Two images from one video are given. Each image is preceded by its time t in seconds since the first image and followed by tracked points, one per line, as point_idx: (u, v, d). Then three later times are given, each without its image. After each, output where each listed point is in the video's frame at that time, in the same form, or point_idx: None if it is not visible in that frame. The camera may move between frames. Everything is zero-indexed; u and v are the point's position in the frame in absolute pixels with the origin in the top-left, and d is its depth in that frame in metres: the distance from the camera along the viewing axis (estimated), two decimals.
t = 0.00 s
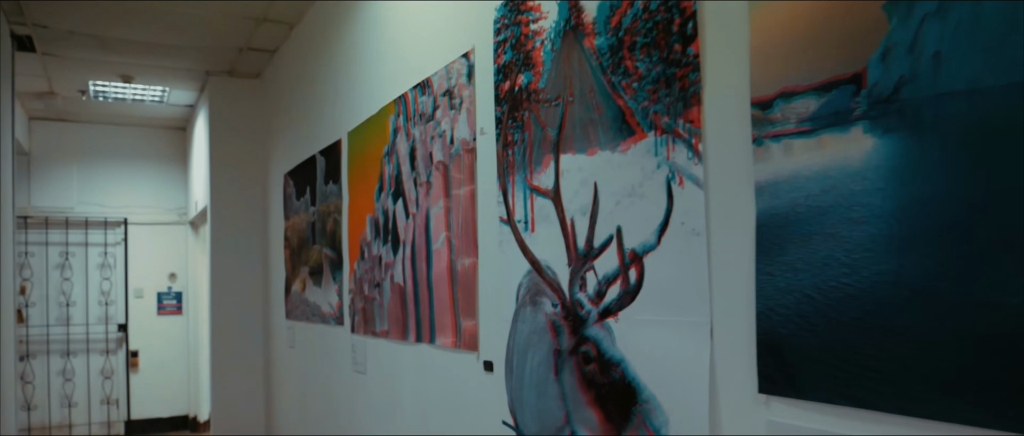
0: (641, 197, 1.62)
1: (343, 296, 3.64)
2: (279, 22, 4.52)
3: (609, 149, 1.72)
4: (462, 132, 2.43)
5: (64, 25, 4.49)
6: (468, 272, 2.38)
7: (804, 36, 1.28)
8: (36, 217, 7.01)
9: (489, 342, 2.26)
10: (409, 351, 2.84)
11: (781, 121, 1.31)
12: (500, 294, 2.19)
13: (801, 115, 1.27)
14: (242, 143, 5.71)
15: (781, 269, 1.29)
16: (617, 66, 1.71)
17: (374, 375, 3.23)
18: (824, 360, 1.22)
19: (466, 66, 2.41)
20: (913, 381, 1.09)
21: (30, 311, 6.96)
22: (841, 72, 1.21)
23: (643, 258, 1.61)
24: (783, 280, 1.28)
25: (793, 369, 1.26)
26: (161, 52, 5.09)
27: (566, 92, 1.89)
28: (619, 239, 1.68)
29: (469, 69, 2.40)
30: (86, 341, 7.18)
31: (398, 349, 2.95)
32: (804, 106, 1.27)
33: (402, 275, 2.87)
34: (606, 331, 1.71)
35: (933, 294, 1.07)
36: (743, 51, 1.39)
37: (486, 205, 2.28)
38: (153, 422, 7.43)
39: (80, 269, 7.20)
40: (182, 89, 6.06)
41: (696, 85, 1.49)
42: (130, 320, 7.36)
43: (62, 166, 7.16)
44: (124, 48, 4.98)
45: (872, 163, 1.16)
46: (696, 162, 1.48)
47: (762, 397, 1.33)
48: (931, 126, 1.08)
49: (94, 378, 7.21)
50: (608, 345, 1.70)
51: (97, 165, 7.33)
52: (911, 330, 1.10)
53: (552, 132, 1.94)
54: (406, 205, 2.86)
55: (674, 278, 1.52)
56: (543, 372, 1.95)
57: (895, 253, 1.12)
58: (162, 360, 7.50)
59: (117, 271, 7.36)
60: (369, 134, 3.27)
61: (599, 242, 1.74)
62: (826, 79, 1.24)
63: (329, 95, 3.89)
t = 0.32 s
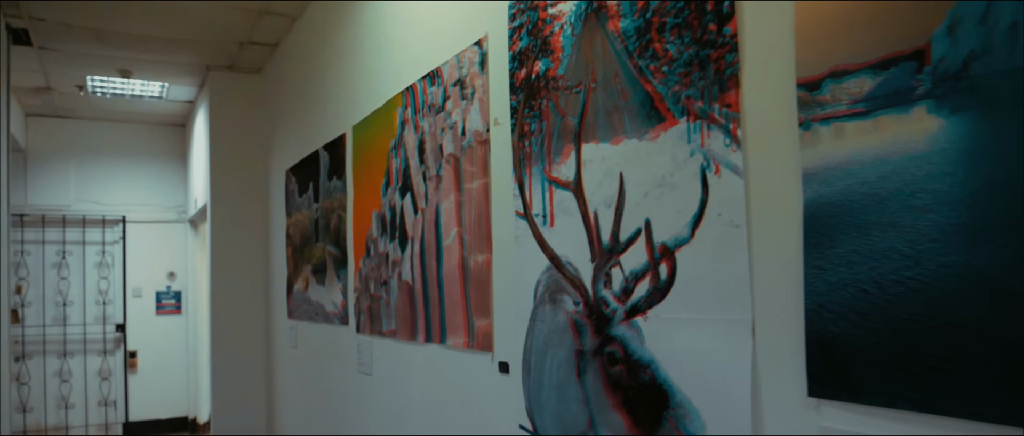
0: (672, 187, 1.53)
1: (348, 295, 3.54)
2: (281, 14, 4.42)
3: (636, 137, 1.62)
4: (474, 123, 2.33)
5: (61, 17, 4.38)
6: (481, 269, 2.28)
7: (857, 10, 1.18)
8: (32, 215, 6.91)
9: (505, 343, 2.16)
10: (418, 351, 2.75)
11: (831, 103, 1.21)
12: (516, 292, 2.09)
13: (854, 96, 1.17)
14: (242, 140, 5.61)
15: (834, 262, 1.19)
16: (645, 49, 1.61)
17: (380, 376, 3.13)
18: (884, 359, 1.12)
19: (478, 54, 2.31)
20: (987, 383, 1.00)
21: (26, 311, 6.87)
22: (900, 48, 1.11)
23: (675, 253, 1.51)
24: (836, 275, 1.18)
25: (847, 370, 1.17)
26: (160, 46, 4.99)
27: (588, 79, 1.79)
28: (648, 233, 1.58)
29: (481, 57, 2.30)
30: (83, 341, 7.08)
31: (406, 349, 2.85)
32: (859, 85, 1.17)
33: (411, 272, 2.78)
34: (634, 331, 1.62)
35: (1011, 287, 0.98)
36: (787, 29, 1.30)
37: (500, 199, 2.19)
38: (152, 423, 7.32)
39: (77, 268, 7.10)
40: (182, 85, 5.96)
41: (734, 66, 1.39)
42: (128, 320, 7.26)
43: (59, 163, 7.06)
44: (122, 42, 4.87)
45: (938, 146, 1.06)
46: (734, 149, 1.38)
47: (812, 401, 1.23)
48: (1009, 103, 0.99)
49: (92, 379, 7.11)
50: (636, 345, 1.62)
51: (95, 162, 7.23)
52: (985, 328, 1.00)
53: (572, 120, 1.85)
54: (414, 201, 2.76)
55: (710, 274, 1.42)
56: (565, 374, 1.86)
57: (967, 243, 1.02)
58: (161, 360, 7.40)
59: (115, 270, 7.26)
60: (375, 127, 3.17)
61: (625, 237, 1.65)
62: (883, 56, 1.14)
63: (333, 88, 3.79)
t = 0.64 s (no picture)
0: (706, 183, 1.43)
1: (351, 298, 3.43)
2: (281, 10, 4.32)
3: (667, 130, 1.52)
4: (486, 118, 2.23)
5: (56, 14, 4.28)
6: (494, 271, 2.18)
7: None
8: (28, 216, 6.81)
9: (521, 348, 2.06)
10: (426, 356, 2.65)
11: (889, 89, 1.11)
12: (533, 295, 1.99)
13: (916, 81, 1.07)
14: (241, 140, 5.50)
15: (895, 263, 1.09)
16: (675, 36, 1.51)
17: (386, 381, 3.03)
18: (953, 369, 1.03)
19: (490, 46, 2.20)
20: None
21: (20, 314, 6.78)
22: (971, 27, 1.01)
23: (710, 253, 1.42)
24: (897, 276, 1.09)
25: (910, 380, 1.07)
26: (157, 43, 4.88)
27: (611, 69, 1.69)
28: (679, 232, 1.49)
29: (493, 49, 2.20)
30: (78, 345, 6.98)
31: (414, 354, 2.75)
32: (921, 69, 1.07)
33: (418, 274, 2.68)
34: (666, 336, 1.53)
35: None
36: (838, 10, 1.19)
37: (514, 197, 2.08)
38: (149, 428, 7.20)
39: (72, 270, 6.99)
40: (180, 83, 5.85)
41: (777, 52, 1.29)
42: (125, 323, 7.14)
43: (55, 163, 6.94)
44: (118, 40, 4.77)
45: (1017, 134, 0.96)
46: (778, 140, 1.28)
47: (871, 414, 1.14)
48: None
49: (87, 383, 7.00)
50: (667, 352, 1.53)
51: (90, 163, 7.10)
52: None
53: (594, 113, 1.74)
54: (421, 200, 2.66)
55: (752, 276, 1.33)
56: (588, 382, 1.76)
57: None
58: (158, 364, 7.28)
59: (112, 272, 7.15)
60: (380, 124, 3.06)
61: (654, 236, 1.55)
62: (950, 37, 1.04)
63: (336, 86, 3.69)
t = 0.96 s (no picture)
0: (750, 182, 1.33)
1: (356, 303, 3.32)
2: (282, 8, 4.22)
3: (705, 126, 1.43)
4: (501, 116, 2.13)
5: (52, 13, 4.16)
6: (511, 276, 2.08)
7: None
8: (24, 220, 6.57)
9: (538, 357, 1.96)
10: (436, 364, 2.54)
11: (964, 77, 1.01)
12: (554, 301, 1.89)
13: (995, 68, 0.98)
14: (241, 141, 5.40)
15: (972, 269, 1.00)
16: (712, 25, 1.41)
17: (393, 390, 2.92)
18: None
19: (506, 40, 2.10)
20: None
21: (17, 319, 6.63)
22: None
23: (753, 257, 1.32)
24: (974, 284, 1.00)
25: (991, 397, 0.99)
26: (156, 44, 4.78)
27: (640, 62, 1.59)
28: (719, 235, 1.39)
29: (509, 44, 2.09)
30: (75, 351, 6.86)
31: (422, 362, 2.65)
32: (1002, 55, 0.97)
33: (428, 279, 2.57)
34: (703, 346, 1.43)
35: None
36: None
37: (532, 198, 1.98)
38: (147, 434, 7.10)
39: (69, 275, 6.88)
40: (178, 85, 5.74)
41: (831, 41, 1.19)
42: (123, 328, 7.05)
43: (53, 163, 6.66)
44: (116, 40, 4.66)
45: None
46: (832, 135, 1.19)
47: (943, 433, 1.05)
48: None
49: (85, 389, 6.89)
50: (704, 363, 1.43)
51: (87, 165, 6.91)
52: None
53: (621, 109, 1.64)
54: (431, 202, 2.56)
55: (803, 282, 1.23)
56: (614, 394, 1.66)
57: None
58: (157, 369, 7.18)
59: (109, 276, 7.04)
60: (386, 123, 2.96)
61: (690, 239, 1.46)
62: None
63: (338, 86, 3.59)
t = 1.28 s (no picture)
0: (804, 179, 1.24)
1: (364, 308, 3.21)
2: (286, 5, 4.11)
3: (752, 119, 1.33)
4: (521, 112, 2.03)
5: (50, 11, 4.06)
6: (532, 280, 1.97)
7: None
8: (22, 223, 6.59)
9: (561, 366, 1.86)
10: (449, 372, 2.44)
11: None
12: (579, 307, 1.79)
13: None
14: (244, 142, 5.29)
15: None
16: (760, 11, 1.32)
17: (404, 398, 2.82)
18: None
19: (526, 32, 2.00)
20: None
21: (16, 324, 6.54)
22: None
23: (808, 260, 1.23)
24: None
25: None
26: (156, 42, 4.68)
27: (678, 52, 1.49)
28: (768, 235, 1.29)
29: (529, 36, 2.00)
30: (76, 356, 6.75)
31: (434, 369, 2.54)
32: None
33: (441, 283, 2.47)
34: (749, 356, 1.33)
35: None
36: None
37: (555, 197, 1.88)
38: None
39: (69, 279, 6.77)
40: (179, 85, 5.64)
41: (901, 24, 1.10)
42: (123, 333, 6.93)
43: (52, 165, 6.70)
44: (116, 38, 4.55)
45: None
46: (903, 127, 1.10)
47: None
48: None
49: (85, 395, 6.78)
50: (750, 374, 1.33)
51: (86, 168, 6.86)
52: None
53: (656, 102, 1.55)
54: (444, 202, 2.46)
55: (866, 288, 1.14)
56: (647, 405, 1.56)
57: None
58: (158, 374, 7.08)
59: (110, 280, 6.93)
60: (396, 121, 2.86)
61: (734, 241, 1.36)
62: None
63: (345, 84, 3.49)
